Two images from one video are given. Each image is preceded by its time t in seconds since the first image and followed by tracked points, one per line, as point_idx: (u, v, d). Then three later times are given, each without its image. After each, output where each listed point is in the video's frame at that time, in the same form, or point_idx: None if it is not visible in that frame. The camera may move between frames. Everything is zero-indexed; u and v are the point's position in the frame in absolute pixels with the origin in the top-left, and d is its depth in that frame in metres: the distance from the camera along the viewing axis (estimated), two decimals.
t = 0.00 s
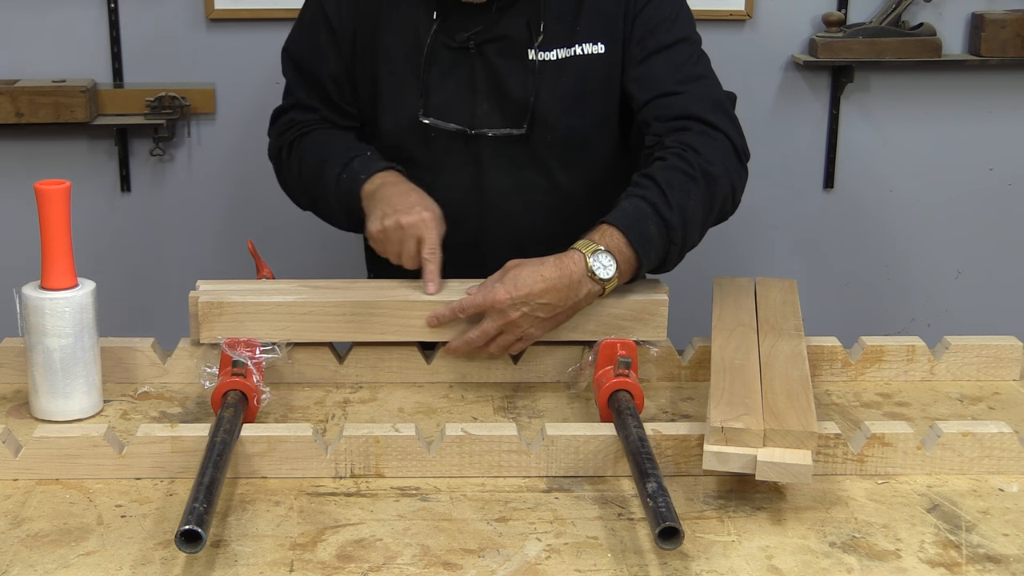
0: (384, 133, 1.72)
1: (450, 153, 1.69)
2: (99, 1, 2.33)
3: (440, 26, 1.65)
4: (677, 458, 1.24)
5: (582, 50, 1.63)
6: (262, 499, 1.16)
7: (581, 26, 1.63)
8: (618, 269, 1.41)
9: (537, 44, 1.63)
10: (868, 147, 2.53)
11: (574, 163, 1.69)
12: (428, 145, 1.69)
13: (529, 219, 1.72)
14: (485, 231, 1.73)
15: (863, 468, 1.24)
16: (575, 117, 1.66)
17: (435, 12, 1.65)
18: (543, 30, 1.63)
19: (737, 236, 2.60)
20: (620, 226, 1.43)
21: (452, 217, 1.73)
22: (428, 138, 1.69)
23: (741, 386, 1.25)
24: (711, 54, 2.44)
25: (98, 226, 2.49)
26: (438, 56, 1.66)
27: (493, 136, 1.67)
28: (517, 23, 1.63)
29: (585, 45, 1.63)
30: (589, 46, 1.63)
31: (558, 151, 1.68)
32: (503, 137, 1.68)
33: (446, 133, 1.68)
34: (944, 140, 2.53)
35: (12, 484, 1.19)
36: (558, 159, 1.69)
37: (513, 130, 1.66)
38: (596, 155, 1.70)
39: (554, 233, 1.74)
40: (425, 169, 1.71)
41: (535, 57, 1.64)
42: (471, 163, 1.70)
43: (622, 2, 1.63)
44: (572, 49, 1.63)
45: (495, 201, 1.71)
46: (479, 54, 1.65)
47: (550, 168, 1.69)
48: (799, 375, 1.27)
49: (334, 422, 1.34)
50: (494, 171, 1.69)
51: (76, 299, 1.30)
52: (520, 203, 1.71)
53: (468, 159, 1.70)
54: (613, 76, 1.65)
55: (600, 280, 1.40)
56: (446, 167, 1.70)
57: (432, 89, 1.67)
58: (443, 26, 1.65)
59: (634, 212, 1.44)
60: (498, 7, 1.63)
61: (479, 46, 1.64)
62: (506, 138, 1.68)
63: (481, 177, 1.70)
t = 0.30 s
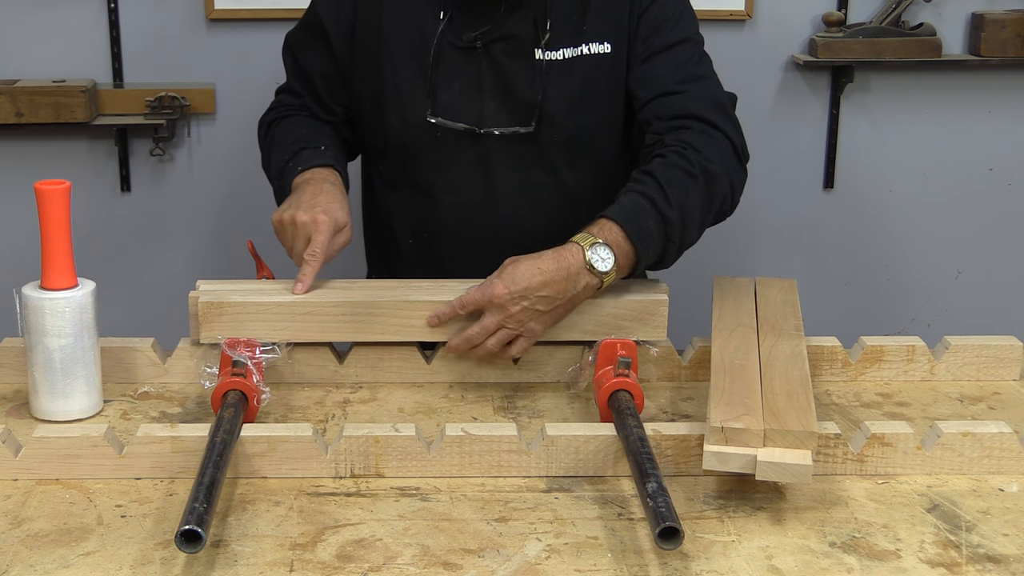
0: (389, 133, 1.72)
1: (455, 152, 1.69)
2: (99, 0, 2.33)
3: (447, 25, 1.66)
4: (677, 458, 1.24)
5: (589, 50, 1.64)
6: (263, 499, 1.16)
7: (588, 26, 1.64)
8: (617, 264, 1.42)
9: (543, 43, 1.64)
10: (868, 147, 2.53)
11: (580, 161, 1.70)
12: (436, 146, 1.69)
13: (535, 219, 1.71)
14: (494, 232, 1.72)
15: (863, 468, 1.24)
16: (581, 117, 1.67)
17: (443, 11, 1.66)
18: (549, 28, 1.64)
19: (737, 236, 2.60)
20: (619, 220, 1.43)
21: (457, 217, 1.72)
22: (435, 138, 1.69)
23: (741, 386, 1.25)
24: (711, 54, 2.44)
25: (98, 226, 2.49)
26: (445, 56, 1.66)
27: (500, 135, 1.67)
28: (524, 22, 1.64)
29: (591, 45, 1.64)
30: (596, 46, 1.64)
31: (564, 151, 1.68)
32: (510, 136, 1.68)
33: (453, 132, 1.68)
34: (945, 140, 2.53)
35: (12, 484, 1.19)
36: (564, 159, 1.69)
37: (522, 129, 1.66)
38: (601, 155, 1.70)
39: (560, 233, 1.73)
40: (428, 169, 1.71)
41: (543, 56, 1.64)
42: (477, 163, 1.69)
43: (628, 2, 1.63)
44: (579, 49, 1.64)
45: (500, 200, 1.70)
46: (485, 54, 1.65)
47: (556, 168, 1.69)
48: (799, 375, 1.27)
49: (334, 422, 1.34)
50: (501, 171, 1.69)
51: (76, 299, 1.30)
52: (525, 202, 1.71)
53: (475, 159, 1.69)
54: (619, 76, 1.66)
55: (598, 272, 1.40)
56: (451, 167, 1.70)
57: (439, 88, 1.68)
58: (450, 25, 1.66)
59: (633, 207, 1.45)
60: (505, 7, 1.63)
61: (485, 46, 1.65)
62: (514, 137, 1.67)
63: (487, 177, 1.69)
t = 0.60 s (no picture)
0: (391, 134, 1.72)
1: (460, 152, 1.70)
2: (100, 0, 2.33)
3: (449, 25, 1.67)
4: (677, 458, 1.24)
5: (597, 50, 1.67)
6: (263, 499, 1.16)
7: (596, 26, 1.67)
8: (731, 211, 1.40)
9: (547, 40, 1.66)
10: (868, 147, 2.53)
11: (582, 161, 1.72)
12: (440, 146, 1.70)
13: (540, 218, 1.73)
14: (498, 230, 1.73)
15: (863, 468, 1.24)
16: (587, 116, 1.69)
17: (444, 12, 1.67)
18: (552, 23, 1.66)
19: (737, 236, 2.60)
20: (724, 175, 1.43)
21: (462, 217, 1.73)
22: (440, 138, 1.70)
23: (741, 386, 1.25)
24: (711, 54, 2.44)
25: (98, 226, 2.49)
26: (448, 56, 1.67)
27: (505, 133, 1.68)
28: (526, 20, 1.66)
29: (599, 45, 1.67)
30: (603, 47, 1.67)
31: (569, 149, 1.70)
32: (516, 133, 1.69)
33: (458, 132, 1.69)
34: (945, 140, 2.54)
35: (12, 484, 1.19)
36: (569, 158, 1.71)
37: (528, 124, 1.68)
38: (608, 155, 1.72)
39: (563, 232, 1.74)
40: (432, 169, 1.72)
41: (547, 54, 1.66)
42: (482, 163, 1.70)
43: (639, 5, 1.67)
44: (586, 48, 1.67)
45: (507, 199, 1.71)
46: (489, 52, 1.67)
47: (561, 166, 1.71)
48: (800, 375, 1.27)
49: (334, 422, 1.34)
50: (507, 170, 1.70)
51: (76, 299, 1.30)
52: (532, 201, 1.72)
53: (480, 158, 1.70)
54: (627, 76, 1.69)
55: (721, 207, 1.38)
56: (456, 167, 1.71)
57: (443, 88, 1.68)
58: (450, 25, 1.67)
59: (732, 169, 1.45)
60: (510, 6, 1.66)
61: (490, 44, 1.66)
62: (519, 134, 1.69)
63: (493, 176, 1.70)
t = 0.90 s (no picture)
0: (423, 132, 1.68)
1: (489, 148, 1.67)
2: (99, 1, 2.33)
3: (474, 18, 1.64)
4: (677, 458, 1.23)
5: (615, 46, 1.67)
6: (262, 499, 1.16)
7: (615, 22, 1.67)
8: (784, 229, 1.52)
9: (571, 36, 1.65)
10: (868, 147, 2.53)
11: (603, 157, 1.72)
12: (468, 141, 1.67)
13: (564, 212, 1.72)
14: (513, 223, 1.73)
15: (863, 468, 1.24)
16: (609, 111, 1.69)
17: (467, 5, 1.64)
18: (573, 18, 1.66)
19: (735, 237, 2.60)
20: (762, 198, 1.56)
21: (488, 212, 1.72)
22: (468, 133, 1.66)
23: (741, 385, 1.25)
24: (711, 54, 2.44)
25: (98, 226, 2.49)
26: (472, 49, 1.64)
27: (534, 128, 1.66)
28: (550, 14, 1.65)
29: (618, 40, 1.67)
30: (622, 42, 1.68)
31: (592, 145, 1.70)
32: (544, 127, 1.67)
33: (486, 127, 1.66)
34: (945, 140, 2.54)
35: (12, 484, 1.19)
36: (590, 153, 1.71)
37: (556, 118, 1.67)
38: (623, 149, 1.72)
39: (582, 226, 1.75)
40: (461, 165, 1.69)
41: (570, 50, 1.66)
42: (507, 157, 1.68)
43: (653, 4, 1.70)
44: (605, 44, 1.67)
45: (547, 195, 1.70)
46: (514, 46, 1.65)
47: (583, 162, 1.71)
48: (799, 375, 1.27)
49: (334, 422, 1.34)
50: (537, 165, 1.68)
51: (76, 299, 1.30)
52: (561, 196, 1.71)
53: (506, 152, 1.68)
54: (643, 72, 1.70)
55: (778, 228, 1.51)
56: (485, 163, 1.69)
57: (471, 81, 1.65)
58: (473, 17, 1.64)
59: (763, 187, 1.57)
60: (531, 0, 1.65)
61: (516, 38, 1.64)
62: (547, 129, 1.67)
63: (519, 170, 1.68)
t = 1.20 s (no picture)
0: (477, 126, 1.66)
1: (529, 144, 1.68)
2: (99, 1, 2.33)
3: (526, 12, 1.61)
4: (677, 458, 1.23)
5: (648, 45, 1.68)
6: (262, 499, 1.16)
7: (647, 20, 1.68)
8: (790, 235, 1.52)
9: (613, 35, 1.65)
10: (869, 147, 2.53)
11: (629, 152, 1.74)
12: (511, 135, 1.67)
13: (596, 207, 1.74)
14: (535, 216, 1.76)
15: (863, 468, 1.24)
16: (643, 109, 1.70)
17: None
18: (615, 18, 1.66)
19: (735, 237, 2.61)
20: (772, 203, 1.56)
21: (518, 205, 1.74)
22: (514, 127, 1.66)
23: (742, 386, 1.25)
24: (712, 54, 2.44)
25: (99, 226, 2.49)
26: (527, 46, 1.62)
27: (574, 126, 1.67)
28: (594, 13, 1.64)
29: (649, 40, 1.68)
30: (653, 41, 1.68)
31: (622, 142, 1.72)
32: (584, 125, 1.68)
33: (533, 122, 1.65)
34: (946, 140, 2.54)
35: (12, 484, 1.19)
36: (620, 150, 1.73)
37: (598, 115, 1.67)
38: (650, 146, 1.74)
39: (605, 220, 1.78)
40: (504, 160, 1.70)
41: (611, 49, 1.66)
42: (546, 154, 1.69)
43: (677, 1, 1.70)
44: (639, 44, 1.67)
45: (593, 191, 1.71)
46: (561, 44, 1.64)
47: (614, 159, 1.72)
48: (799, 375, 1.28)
49: (334, 422, 1.34)
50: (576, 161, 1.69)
51: (76, 299, 1.30)
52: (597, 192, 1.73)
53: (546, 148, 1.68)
54: (670, 69, 1.71)
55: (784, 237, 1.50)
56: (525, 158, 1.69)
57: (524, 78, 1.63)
58: (528, 11, 1.61)
59: (772, 193, 1.58)
60: None
61: (562, 36, 1.63)
62: (587, 126, 1.68)
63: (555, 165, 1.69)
